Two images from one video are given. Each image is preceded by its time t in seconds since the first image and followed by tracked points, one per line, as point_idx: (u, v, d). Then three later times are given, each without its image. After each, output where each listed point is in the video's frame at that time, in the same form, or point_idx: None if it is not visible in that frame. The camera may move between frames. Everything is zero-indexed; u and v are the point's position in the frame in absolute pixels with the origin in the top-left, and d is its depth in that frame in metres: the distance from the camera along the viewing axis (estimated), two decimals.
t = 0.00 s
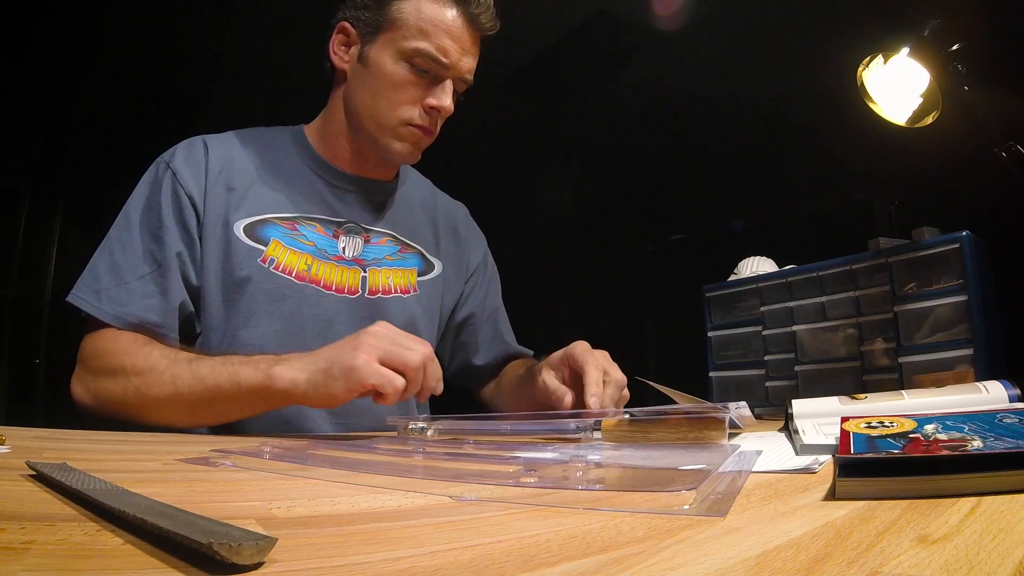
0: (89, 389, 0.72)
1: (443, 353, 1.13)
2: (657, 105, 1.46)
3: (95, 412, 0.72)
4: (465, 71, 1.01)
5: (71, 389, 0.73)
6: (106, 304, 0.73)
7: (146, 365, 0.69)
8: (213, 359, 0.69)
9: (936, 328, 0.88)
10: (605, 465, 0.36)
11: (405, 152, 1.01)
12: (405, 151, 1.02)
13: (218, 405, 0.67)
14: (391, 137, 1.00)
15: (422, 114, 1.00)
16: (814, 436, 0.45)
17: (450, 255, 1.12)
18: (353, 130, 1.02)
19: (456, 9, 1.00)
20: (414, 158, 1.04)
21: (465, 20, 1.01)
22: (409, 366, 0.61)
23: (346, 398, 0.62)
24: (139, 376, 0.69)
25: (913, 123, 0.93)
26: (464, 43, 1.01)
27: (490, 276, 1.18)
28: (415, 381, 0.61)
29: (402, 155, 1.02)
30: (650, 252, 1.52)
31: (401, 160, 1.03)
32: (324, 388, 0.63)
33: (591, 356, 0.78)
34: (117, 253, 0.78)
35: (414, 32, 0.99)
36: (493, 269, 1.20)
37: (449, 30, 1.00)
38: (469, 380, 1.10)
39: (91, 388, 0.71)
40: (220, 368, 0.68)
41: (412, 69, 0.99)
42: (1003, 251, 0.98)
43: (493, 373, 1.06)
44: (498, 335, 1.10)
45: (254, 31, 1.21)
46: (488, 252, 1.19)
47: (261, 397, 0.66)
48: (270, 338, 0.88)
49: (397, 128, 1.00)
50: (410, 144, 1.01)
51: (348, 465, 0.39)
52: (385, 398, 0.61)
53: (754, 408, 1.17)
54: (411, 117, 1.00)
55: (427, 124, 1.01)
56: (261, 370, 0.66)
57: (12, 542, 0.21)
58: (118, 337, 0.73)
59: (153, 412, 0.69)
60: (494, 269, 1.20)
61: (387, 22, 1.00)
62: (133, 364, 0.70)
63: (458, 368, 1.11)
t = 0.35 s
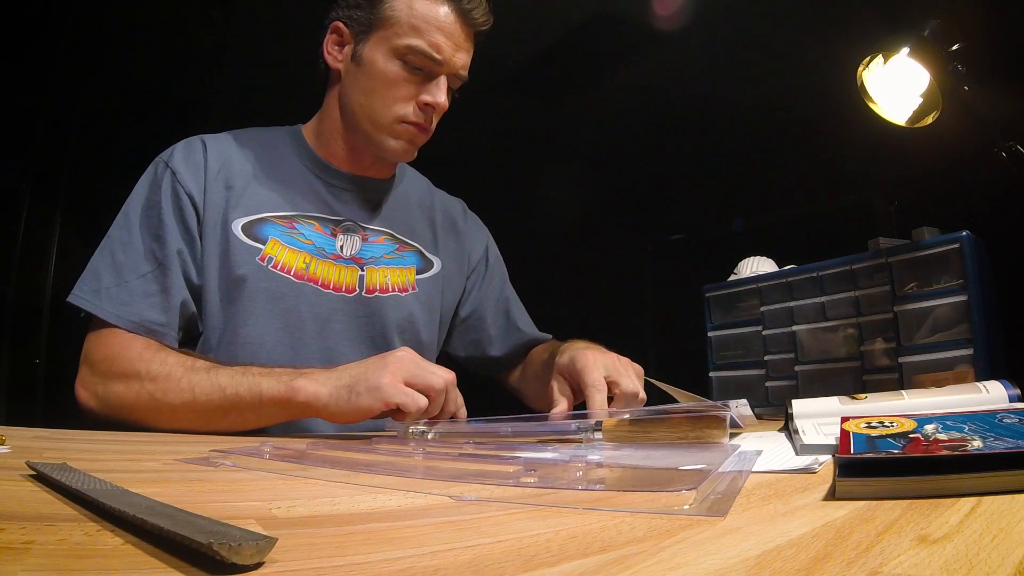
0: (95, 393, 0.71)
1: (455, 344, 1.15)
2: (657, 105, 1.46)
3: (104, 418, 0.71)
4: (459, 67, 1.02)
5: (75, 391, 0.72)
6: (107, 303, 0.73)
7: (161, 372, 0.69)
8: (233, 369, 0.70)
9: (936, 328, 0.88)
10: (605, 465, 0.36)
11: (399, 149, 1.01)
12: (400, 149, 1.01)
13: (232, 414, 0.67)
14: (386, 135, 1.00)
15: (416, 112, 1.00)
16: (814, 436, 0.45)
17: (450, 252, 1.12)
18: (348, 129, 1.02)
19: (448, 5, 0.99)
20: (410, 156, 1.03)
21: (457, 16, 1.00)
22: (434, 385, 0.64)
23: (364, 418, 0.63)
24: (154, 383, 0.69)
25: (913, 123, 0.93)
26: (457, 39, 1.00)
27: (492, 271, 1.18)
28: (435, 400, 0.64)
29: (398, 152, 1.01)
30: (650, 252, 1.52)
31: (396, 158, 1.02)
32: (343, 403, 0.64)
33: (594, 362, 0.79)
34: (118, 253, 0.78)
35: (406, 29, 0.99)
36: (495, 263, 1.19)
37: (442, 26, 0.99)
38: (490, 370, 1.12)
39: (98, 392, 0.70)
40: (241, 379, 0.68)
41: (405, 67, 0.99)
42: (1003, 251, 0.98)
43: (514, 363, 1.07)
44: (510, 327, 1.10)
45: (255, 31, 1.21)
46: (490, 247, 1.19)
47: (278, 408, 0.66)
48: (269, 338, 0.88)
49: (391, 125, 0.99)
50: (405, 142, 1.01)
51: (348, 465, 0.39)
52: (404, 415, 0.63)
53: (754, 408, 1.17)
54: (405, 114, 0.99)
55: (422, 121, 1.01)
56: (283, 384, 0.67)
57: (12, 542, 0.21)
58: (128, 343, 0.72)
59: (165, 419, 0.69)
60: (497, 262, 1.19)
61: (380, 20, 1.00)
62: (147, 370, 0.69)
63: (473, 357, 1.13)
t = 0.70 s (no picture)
0: (96, 396, 0.71)
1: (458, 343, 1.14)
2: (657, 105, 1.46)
3: (106, 419, 0.71)
4: (457, 67, 1.01)
5: (76, 394, 0.72)
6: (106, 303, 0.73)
7: (161, 374, 0.69)
8: (232, 370, 0.70)
9: (936, 328, 0.88)
10: (605, 464, 0.36)
11: (398, 148, 1.01)
12: (398, 148, 1.01)
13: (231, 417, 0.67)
14: (384, 134, 1.00)
15: (414, 111, 1.00)
16: (814, 436, 0.45)
17: (451, 252, 1.12)
18: (348, 130, 1.02)
19: (447, 5, 0.99)
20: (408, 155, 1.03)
21: (456, 16, 0.99)
22: (433, 386, 0.64)
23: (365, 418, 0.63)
24: (154, 384, 0.68)
25: (913, 123, 0.93)
26: (456, 39, 1.00)
27: (492, 269, 1.18)
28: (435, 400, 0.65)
29: (396, 152, 1.01)
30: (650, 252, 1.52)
31: (394, 157, 1.02)
32: (342, 405, 0.64)
33: (609, 354, 0.79)
34: (117, 254, 0.78)
35: (405, 29, 0.98)
36: (496, 261, 1.19)
37: (441, 26, 0.99)
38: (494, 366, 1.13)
39: (99, 394, 0.70)
40: (240, 380, 0.68)
41: (404, 66, 0.99)
42: (1003, 251, 0.98)
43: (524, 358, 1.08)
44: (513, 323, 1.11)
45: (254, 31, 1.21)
46: (491, 247, 1.19)
47: (278, 410, 0.66)
48: (269, 338, 0.88)
49: (390, 125, 0.99)
50: (403, 142, 1.01)
51: (348, 464, 0.39)
52: (404, 415, 0.63)
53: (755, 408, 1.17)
54: (403, 114, 0.99)
55: (420, 121, 1.01)
56: (283, 386, 0.66)
57: (12, 542, 0.21)
58: (129, 344, 0.72)
59: (165, 421, 0.69)
60: (497, 261, 1.19)
61: (378, 20, 1.00)
62: (146, 372, 0.69)
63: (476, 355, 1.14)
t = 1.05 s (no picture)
0: (100, 395, 0.71)
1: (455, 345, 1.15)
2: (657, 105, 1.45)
3: (111, 418, 0.71)
4: (450, 60, 1.01)
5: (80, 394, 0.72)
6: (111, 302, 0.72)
7: (163, 369, 0.69)
8: (233, 361, 0.70)
9: (936, 328, 0.88)
10: (605, 465, 0.36)
11: (389, 141, 1.00)
12: (390, 141, 1.00)
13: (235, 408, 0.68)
14: (376, 127, 1.00)
15: (405, 103, 0.99)
16: (814, 435, 0.46)
17: (452, 253, 1.12)
18: (344, 126, 1.03)
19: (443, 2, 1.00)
20: (401, 149, 1.02)
21: (452, 12, 1.01)
22: (417, 363, 0.62)
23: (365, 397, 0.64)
24: (156, 380, 0.68)
25: (913, 123, 0.93)
26: (450, 32, 1.00)
27: (492, 273, 1.18)
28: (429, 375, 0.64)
29: (388, 145, 1.01)
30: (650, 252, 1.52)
31: (386, 151, 1.01)
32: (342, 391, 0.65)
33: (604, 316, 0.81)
34: (121, 252, 0.78)
35: (398, 23, 0.99)
36: (496, 265, 1.20)
37: (434, 19, 1.00)
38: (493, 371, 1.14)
39: (103, 393, 0.71)
40: (242, 370, 0.69)
41: (396, 59, 0.99)
42: (1003, 251, 0.98)
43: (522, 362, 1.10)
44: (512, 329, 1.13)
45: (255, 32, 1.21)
46: (492, 249, 1.20)
47: (282, 399, 0.67)
48: (271, 337, 0.88)
49: (381, 116, 0.99)
50: (394, 134, 1.00)
51: (348, 465, 0.39)
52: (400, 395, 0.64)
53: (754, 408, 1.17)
54: (394, 106, 0.99)
55: (412, 113, 1.00)
56: (285, 374, 0.66)
57: (11, 542, 0.21)
58: (130, 341, 0.72)
59: (171, 415, 0.69)
60: (497, 264, 1.20)
61: (374, 16, 1.01)
62: (148, 368, 0.69)
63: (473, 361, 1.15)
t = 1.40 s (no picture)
0: (87, 383, 0.72)
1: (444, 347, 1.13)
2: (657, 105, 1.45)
3: (100, 406, 0.73)
4: (441, 49, 1.00)
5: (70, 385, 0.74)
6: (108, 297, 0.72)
7: (142, 352, 0.70)
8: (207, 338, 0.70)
9: (936, 328, 0.88)
10: (605, 465, 0.36)
11: (375, 128, 0.98)
12: (377, 129, 0.99)
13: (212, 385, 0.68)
14: (364, 115, 0.99)
15: (393, 91, 0.99)
16: (814, 435, 0.46)
17: (454, 255, 1.12)
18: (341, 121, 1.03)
19: None
20: (390, 140, 1.00)
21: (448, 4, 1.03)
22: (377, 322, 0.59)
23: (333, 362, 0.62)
24: (135, 363, 0.69)
25: (913, 123, 0.93)
26: (442, 22, 1.01)
27: (491, 276, 1.19)
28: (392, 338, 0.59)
29: (374, 132, 0.99)
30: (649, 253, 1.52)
31: (374, 140, 1.00)
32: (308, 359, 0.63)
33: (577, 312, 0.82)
34: (120, 248, 0.78)
35: (391, 15, 1.01)
36: (494, 269, 1.20)
37: (427, 11, 1.01)
38: (474, 381, 1.11)
39: (89, 381, 0.72)
40: (215, 346, 0.68)
41: (388, 49, 0.99)
42: (1003, 252, 0.98)
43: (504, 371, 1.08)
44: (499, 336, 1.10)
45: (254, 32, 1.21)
46: (491, 252, 1.20)
47: (256, 373, 0.66)
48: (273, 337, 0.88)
49: (368, 104, 0.99)
50: (380, 121, 0.98)
51: (348, 465, 0.39)
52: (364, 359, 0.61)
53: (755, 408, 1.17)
54: (383, 93, 0.98)
55: (400, 101, 0.99)
56: (255, 347, 0.65)
57: (11, 542, 0.21)
58: (112, 327, 0.73)
59: (154, 398, 0.70)
60: (496, 268, 1.20)
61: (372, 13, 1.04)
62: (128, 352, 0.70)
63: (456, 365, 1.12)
